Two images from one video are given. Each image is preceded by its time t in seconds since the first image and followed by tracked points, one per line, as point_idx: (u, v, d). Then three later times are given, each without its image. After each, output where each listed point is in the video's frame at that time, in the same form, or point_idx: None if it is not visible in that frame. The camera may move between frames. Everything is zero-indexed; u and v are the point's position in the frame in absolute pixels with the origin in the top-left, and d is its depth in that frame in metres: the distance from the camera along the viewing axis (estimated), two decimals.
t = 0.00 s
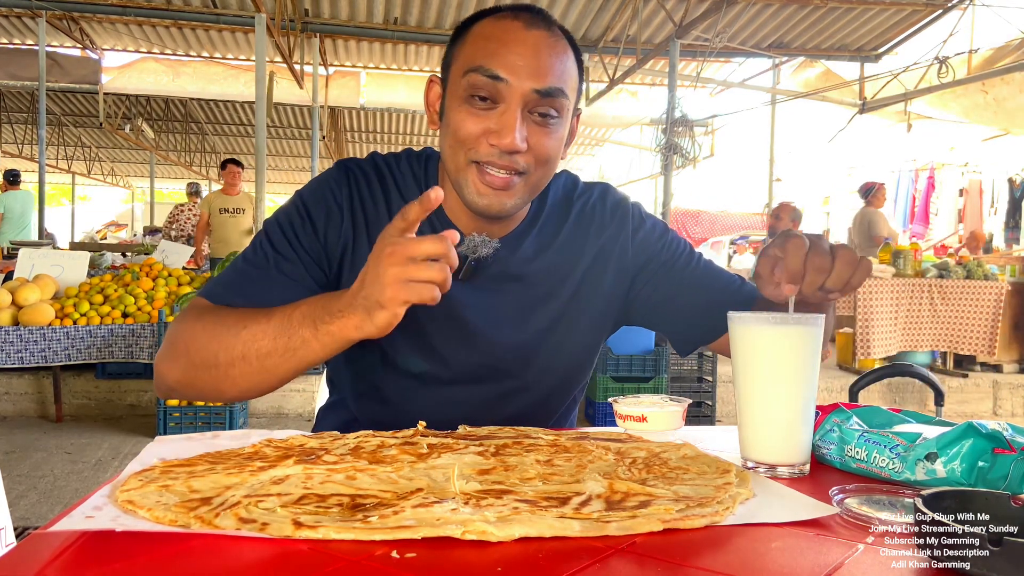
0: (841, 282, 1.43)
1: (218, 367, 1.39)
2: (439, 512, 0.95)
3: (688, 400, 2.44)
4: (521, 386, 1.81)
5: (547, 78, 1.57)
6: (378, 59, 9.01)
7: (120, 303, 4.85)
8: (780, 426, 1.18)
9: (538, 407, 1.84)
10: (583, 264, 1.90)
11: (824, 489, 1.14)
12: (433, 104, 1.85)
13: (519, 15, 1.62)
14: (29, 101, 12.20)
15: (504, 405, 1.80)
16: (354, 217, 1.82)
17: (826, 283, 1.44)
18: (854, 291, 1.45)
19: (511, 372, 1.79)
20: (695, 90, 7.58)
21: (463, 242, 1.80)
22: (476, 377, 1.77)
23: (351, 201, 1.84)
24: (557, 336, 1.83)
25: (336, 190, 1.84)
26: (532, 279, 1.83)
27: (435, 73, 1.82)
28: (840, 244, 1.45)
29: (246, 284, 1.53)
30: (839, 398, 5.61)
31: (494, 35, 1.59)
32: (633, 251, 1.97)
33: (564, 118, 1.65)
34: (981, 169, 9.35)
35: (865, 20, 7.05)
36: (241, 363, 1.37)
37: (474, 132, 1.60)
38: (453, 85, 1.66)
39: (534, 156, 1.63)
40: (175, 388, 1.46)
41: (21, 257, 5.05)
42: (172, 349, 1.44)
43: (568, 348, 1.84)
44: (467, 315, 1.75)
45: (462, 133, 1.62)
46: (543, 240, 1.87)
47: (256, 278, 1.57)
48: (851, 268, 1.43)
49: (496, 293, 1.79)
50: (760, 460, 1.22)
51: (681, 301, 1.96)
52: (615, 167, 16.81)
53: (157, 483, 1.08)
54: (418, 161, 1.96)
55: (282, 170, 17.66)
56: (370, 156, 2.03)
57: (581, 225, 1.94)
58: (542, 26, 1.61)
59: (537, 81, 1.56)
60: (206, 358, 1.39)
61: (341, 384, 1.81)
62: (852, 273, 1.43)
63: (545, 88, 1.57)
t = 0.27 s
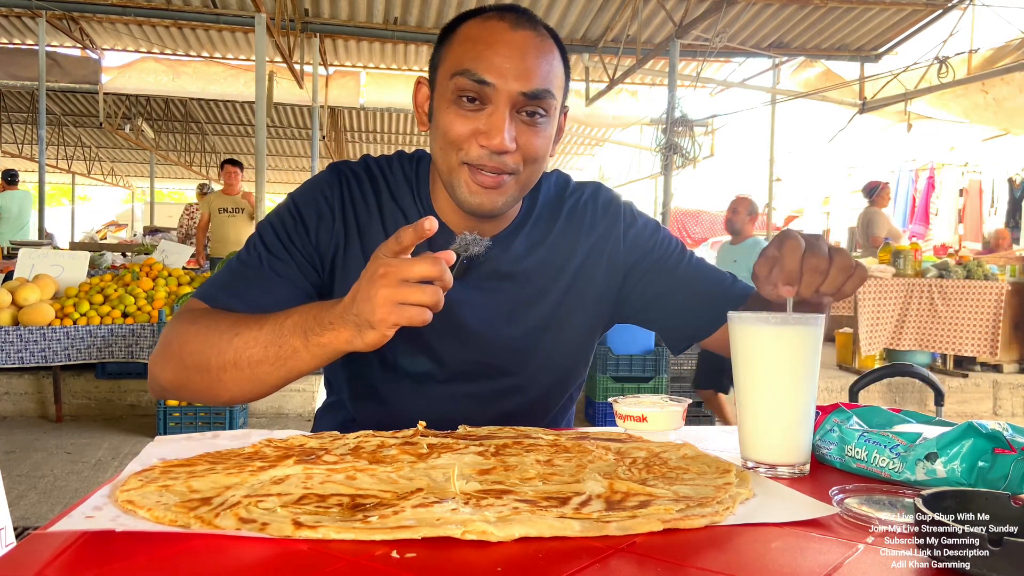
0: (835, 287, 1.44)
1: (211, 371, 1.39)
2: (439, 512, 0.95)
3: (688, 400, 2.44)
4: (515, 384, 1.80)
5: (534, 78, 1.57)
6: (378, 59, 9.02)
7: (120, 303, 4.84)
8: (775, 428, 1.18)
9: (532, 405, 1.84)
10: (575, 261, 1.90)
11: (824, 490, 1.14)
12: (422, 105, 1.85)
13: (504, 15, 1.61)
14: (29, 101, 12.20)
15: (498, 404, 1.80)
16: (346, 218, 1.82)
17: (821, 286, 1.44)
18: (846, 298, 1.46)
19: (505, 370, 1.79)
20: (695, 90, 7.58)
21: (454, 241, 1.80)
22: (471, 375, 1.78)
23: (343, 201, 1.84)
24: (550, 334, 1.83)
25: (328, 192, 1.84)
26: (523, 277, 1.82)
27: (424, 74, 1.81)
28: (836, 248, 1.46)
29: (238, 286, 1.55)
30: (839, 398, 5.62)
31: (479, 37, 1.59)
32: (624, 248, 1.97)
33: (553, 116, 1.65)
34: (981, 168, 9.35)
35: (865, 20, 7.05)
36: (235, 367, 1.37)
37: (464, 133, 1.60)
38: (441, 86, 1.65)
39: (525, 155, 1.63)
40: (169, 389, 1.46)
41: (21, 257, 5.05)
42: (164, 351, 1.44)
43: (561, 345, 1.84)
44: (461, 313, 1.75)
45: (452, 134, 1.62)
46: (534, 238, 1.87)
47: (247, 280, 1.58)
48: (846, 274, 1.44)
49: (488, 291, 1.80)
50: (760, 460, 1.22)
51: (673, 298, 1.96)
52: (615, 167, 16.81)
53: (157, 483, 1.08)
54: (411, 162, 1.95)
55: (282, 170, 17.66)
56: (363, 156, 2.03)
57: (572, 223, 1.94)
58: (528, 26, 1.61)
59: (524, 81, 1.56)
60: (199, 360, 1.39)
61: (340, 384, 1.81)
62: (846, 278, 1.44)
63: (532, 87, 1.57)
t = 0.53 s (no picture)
0: (835, 284, 1.44)
1: (206, 367, 1.39)
2: (439, 512, 0.95)
3: (688, 400, 2.44)
4: (512, 384, 1.80)
5: (522, 74, 1.57)
6: (378, 59, 9.01)
7: (120, 303, 4.85)
8: (770, 426, 1.19)
9: (529, 404, 1.83)
10: (572, 261, 1.90)
11: (824, 489, 1.14)
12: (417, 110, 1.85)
13: (489, 14, 1.62)
14: (29, 101, 12.19)
15: (496, 404, 1.79)
16: (344, 217, 1.82)
17: (821, 283, 1.44)
18: (844, 294, 1.47)
19: (503, 369, 1.79)
20: (695, 91, 7.58)
21: (453, 240, 1.81)
22: (469, 374, 1.78)
23: (341, 200, 1.84)
24: (547, 333, 1.83)
25: (326, 191, 1.85)
26: (521, 276, 1.82)
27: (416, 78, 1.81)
28: (837, 244, 1.46)
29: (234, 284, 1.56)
30: (839, 398, 5.62)
31: (465, 37, 1.59)
32: (621, 248, 1.98)
33: (544, 110, 1.65)
34: (981, 168, 9.35)
35: (865, 20, 7.05)
36: (228, 363, 1.37)
37: (456, 134, 1.61)
38: (432, 89, 1.66)
39: (519, 152, 1.63)
40: (165, 384, 1.47)
41: (21, 257, 5.05)
42: (160, 346, 1.45)
43: (559, 344, 1.84)
44: (459, 312, 1.75)
45: (446, 136, 1.62)
46: (532, 237, 1.87)
47: (243, 278, 1.59)
48: (845, 271, 1.44)
49: (486, 290, 1.80)
50: (760, 460, 1.22)
51: (670, 298, 1.96)
52: (615, 166, 16.81)
53: (157, 483, 1.08)
54: (410, 163, 1.95)
55: (282, 170, 17.66)
56: (364, 157, 2.03)
57: (570, 222, 1.94)
58: (512, 22, 1.61)
59: (513, 79, 1.56)
60: (194, 355, 1.40)
61: (339, 384, 1.81)
62: (845, 276, 1.44)
63: (520, 83, 1.57)
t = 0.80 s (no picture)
0: (829, 294, 1.45)
1: (208, 363, 1.40)
2: (439, 513, 0.95)
3: (688, 400, 2.44)
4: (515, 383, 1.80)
5: (517, 71, 1.57)
6: (378, 59, 9.02)
7: (121, 303, 4.85)
8: (775, 427, 1.18)
9: (532, 404, 1.83)
10: (576, 261, 1.90)
11: (824, 490, 1.14)
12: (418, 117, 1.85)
13: (479, 14, 1.62)
14: (29, 101, 12.19)
15: (498, 403, 1.79)
16: (349, 216, 1.82)
17: (816, 291, 1.45)
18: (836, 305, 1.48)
19: (506, 369, 1.79)
20: (695, 90, 7.58)
21: (458, 241, 1.82)
22: (472, 373, 1.78)
23: (348, 199, 1.85)
24: (550, 333, 1.83)
25: (332, 190, 1.85)
26: (524, 276, 1.83)
27: (414, 87, 1.82)
28: (836, 256, 1.46)
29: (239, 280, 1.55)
30: (839, 398, 5.63)
31: (457, 39, 1.59)
32: (625, 249, 1.98)
33: (542, 104, 1.64)
34: (981, 168, 9.35)
35: (865, 20, 7.05)
36: (228, 360, 1.38)
37: (458, 136, 1.60)
38: (430, 95, 1.66)
39: (521, 149, 1.62)
40: (164, 380, 1.47)
41: (21, 257, 5.05)
42: (163, 341, 1.46)
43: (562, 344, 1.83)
44: (463, 311, 1.76)
45: (447, 140, 1.62)
46: (536, 238, 1.88)
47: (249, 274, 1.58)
48: (841, 283, 1.45)
49: (490, 289, 1.80)
50: (760, 460, 1.22)
51: (673, 299, 1.96)
52: (615, 166, 16.80)
53: (157, 483, 1.08)
54: (415, 163, 1.95)
55: (282, 170, 17.66)
56: (370, 157, 2.03)
57: (574, 223, 1.94)
58: (503, 20, 1.61)
59: (507, 76, 1.56)
60: (194, 352, 1.40)
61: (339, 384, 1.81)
62: (840, 287, 1.46)
63: (515, 79, 1.57)
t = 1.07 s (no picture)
0: (838, 288, 1.45)
1: (209, 357, 1.40)
2: (439, 512, 0.96)
3: (688, 400, 2.44)
4: (518, 384, 1.80)
5: (526, 69, 1.57)
6: (378, 59, 9.01)
7: (121, 303, 4.85)
8: (782, 425, 1.18)
9: (534, 404, 1.84)
10: (582, 262, 1.89)
11: (824, 490, 1.14)
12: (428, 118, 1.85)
13: (485, 15, 1.63)
14: (29, 101, 12.19)
15: (502, 403, 1.80)
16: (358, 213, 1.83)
17: (827, 285, 1.44)
18: (843, 300, 1.48)
19: (511, 369, 1.79)
20: (695, 91, 7.57)
21: (466, 240, 1.81)
22: (477, 373, 1.78)
23: (357, 197, 1.85)
24: (555, 334, 1.83)
25: (342, 188, 1.85)
26: (531, 276, 1.82)
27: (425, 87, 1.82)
28: (847, 251, 1.46)
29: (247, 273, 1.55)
30: (838, 398, 5.63)
31: (465, 39, 1.59)
32: (631, 250, 1.97)
33: (551, 104, 1.64)
34: (981, 168, 9.35)
35: (865, 20, 7.05)
36: (229, 354, 1.38)
37: (467, 135, 1.60)
38: (439, 96, 1.66)
39: (530, 147, 1.62)
40: (170, 373, 1.48)
41: (21, 257, 5.05)
42: (169, 335, 1.46)
43: (567, 345, 1.84)
44: (470, 311, 1.76)
45: (456, 139, 1.62)
46: (544, 238, 1.87)
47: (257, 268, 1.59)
48: (852, 276, 1.45)
49: (496, 290, 1.80)
50: (760, 460, 1.22)
51: (677, 301, 1.96)
52: (615, 166, 16.80)
53: (157, 483, 1.08)
54: (424, 161, 1.95)
55: (282, 170, 17.66)
56: (379, 155, 2.04)
57: (581, 224, 1.93)
58: (510, 21, 1.61)
59: (515, 76, 1.56)
60: (197, 345, 1.40)
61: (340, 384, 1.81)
62: (850, 282, 1.45)
63: (523, 78, 1.57)
